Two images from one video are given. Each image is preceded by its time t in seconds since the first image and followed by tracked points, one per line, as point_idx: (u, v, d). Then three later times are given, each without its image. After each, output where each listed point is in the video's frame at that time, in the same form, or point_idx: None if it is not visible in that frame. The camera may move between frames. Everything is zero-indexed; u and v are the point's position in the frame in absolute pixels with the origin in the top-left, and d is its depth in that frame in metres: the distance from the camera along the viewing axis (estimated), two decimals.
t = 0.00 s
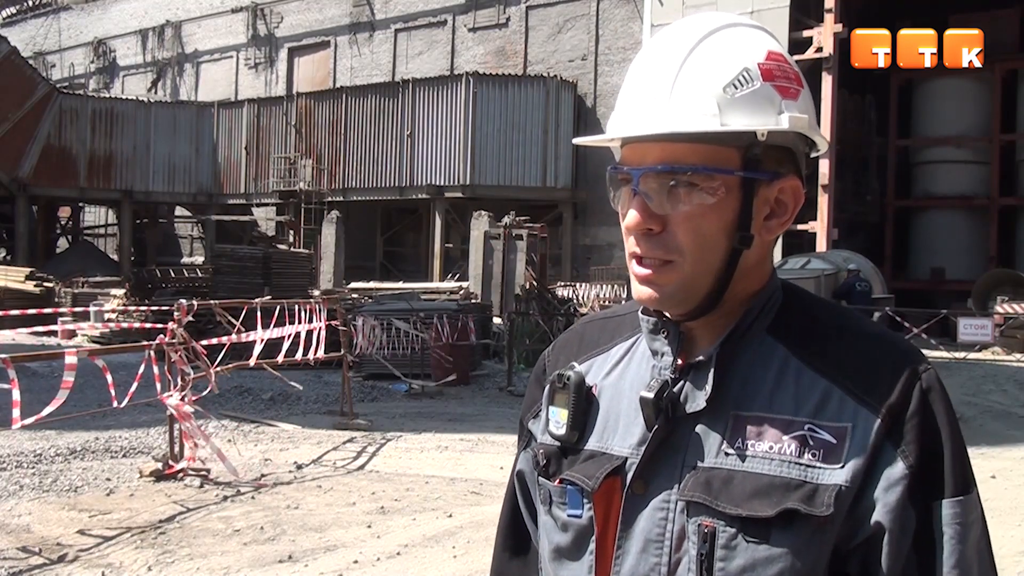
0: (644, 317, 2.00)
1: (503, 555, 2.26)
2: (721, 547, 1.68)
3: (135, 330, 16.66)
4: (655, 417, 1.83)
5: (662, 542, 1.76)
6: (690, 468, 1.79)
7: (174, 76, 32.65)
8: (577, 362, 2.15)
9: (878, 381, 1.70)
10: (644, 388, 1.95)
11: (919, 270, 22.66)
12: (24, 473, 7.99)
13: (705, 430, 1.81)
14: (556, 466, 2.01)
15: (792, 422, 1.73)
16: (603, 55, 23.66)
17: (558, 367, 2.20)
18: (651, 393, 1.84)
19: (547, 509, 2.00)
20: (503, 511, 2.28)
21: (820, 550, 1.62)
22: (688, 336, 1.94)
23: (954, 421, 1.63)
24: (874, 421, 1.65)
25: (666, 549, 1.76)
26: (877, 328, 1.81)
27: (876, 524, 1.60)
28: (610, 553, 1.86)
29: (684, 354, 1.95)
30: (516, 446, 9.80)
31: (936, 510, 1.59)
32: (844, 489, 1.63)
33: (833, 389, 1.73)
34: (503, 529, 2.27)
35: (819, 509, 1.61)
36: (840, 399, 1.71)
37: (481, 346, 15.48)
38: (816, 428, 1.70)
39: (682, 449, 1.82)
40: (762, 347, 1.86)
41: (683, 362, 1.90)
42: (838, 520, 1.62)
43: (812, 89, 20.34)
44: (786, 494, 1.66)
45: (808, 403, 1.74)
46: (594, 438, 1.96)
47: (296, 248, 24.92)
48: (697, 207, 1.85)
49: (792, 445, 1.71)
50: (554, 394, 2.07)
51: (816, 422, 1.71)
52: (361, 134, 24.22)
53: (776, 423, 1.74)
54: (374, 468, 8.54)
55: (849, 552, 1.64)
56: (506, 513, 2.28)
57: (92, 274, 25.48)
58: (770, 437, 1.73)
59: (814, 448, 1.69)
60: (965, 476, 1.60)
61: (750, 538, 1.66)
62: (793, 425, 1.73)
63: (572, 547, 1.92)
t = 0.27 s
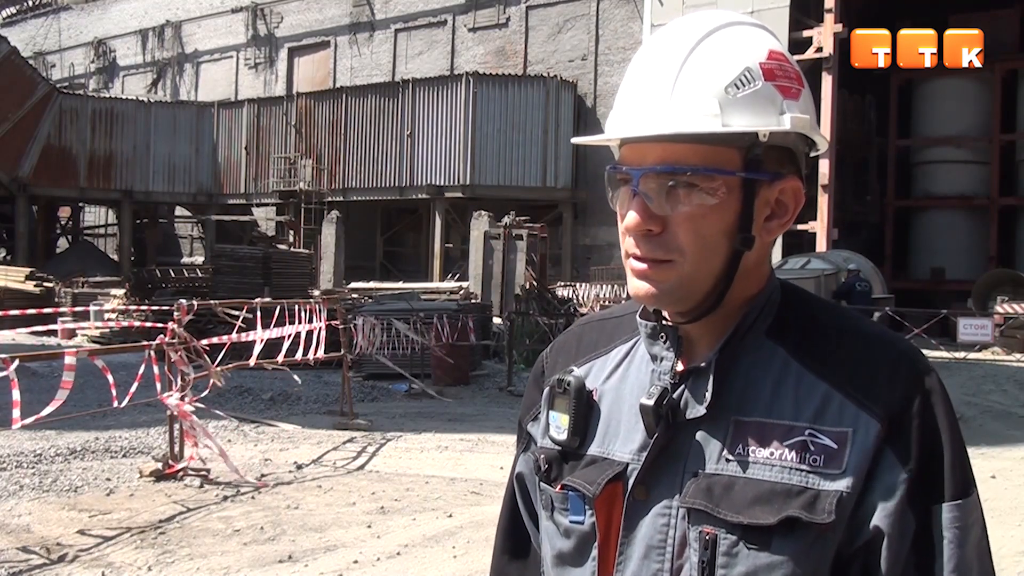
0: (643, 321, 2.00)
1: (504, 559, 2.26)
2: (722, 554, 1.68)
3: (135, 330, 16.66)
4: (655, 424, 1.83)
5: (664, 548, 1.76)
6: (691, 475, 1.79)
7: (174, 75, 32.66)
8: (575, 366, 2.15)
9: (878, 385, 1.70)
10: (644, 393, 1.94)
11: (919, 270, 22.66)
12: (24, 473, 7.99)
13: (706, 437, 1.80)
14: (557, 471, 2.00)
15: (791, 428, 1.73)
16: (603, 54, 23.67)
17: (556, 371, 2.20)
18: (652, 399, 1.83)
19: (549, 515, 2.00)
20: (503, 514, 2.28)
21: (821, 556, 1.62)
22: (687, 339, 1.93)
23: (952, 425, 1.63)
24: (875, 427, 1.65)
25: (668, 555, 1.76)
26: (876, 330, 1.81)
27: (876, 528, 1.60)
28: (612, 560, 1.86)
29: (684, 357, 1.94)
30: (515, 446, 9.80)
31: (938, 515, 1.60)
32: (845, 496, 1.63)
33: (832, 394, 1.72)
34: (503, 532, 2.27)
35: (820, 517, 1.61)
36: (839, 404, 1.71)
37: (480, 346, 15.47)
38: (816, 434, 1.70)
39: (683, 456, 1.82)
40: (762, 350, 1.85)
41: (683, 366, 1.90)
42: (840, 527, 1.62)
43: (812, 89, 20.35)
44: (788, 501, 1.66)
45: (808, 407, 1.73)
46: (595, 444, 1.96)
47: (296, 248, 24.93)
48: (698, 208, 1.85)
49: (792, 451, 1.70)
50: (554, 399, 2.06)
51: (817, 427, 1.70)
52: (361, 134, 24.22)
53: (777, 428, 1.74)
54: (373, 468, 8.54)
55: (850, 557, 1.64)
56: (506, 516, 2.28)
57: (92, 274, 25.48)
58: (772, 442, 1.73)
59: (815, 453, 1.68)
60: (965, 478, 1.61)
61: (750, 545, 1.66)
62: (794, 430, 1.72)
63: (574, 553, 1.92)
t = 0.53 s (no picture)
0: (644, 323, 1.99)
1: (505, 562, 2.26)
2: (723, 559, 1.68)
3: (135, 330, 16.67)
4: (657, 427, 1.83)
5: (665, 552, 1.76)
6: (692, 480, 1.79)
7: (174, 75, 32.66)
8: (576, 368, 2.14)
9: (879, 389, 1.70)
10: (646, 396, 1.94)
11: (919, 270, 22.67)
12: (24, 473, 7.99)
13: (706, 441, 1.80)
14: (558, 473, 2.00)
15: (794, 432, 1.72)
16: (603, 55, 23.68)
17: (557, 372, 2.20)
18: (652, 402, 1.83)
19: (550, 517, 2.00)
20: (504, 516, 2.28)
21: (822, 560, 1.62)
22: (688, 341, 1.94)
23: (953, 431, 1.66)
24: (876, 431, 1.66)
25: (669, 559, 1.76)
26: (878, 332, 1.81)
27: (876, 533, 1.60)
28: (614, 564, 1.86)
29: (686, 358, 1.94)
30: (515, 446, 9.80)
31: (938, 519, 1.63)
32: (847, 500, 1.63)
33: (834, 398, 1.72)
34: (504, 535, 2.27)
35: (821, 522, 1.61)
36: (841, 409, 1.71)
37: (480, 346, 15.47)
38: (818, 439, 1.69)
39: (685, 460, 1.82)
40: (762, 353, 1.85)
41: (686, 368, 1.89)
42: (841, 532, 1.62)
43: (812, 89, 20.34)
44: (789, 505, 1.66)
45: (809, 411, 1.73)
46: (596, 446, 1.96)
47: (296, 248, 24.95)
48: (701, 209, 1.84)
49: (795, 456, 1.70)
50: (555, 401, 2.06)
51: (819, 432, 1.70)
52: (361, 135, 24.22)
53: (779, 433, 1.74)
54: (373, 468, 8.54)
55: (851, 561, 1.65)
56: (508, 519, 2.27)
57: (92, 274, 25.48)
58: (774, 446, 1.73)
59: (817, 458, 1.68)
60: (962, 483, 1.64)
61: (752, 550, 1.66)
62: (795, 435, 1.72)
63: (575, 556, 1.92)
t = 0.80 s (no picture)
0: (645, 324, 2.00)
1: (506, 564, 2.26)
2: (724, 559, 1.68)
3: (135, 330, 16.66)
4: (657, 427, 1.83)
5: (665, 552, 1.76)
6: (692, 479, 1.79)
7: (173, 76, 32.67)
8: (577, 370, 2.14)
9: (880, 389, 1.70)
10: (646, 396, 1.94)
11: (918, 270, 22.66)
12: (24, 473, 7.99)
13: (706, 441, 1.80)
14: (559, 474, 2.00)
15: (794, 432, 1.72)
16: (603, 54, 23.69)
17: (558, 373, 2.19)
18: (653, 402, 1.83)
19: (550, 518, 2.00)
20: (505, 518, 2.28)
21: (823, 559, 1.62)
22: (688, 341, 1.94)
23: (955, 431, 1.67)
24: (876, 431, 1.65)
25: (669, 559, 1.75)
26: (878, 333, 1.81)
27: (877, 533, 1.60)
28: (614, 563, 1.86)
29: (686, 358, 1.94)
30: (516, 446, 9.80)
31: (939, 519, 1.64)
32: (847, 500, 1.63)
33: (834, 398, 1.72)
34: (505, 537, 2.27)
35: (821, 522, 1.61)
36: (841, 409, 1.71)
37: (481, 346, 15.46)
38: (819, 439, 1.69)
39: (684, 460, 1.82)
40: (763, 354, 1.85)
41: (687, 369, 1.90)
42: (841, 532, 1.62)
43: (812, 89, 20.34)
44: (789, 505, 1.66)
45: (810, 412, 1.73)
46: (597, 447, 1.96)
47: (296, 248, 24.96)
48: (707, 209, 1.84)
49: (795, 456, 1.70)
50: (557, 403, 2.06)
51: (819, 432, 1.70)
52: (361, 135, 24.22)
53: (779, 433, 1.74)
54: (374, 468, 8.54)
55: (851, 562, 1.64)
56: (509, 520, 2.27)
57: (92, 274, 25.49)
58: (773, 446, 1.73)
59: (817, 458, 1.68)
60: (964, 482, 1.65)
61: (752, 550, 1.66)
62: (796, 435, 1.72)
63: (576, 556, 1.92)
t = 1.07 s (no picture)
0: (645, 325, 2.00)
1: (506, 564, 2.26)
2: (724, 559, 1.68)
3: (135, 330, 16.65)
4: (657, 428, 1.83)
5: (665, 552, 1.76)
6: (691, 480, 1.79)
7: (174, 76, 32.66)
8: (577, 371, 2.14)
9: (879, 390, 1.70)
10: (647, 397, 1.95)
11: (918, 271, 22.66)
12: (24, 473, 7.99)
13: (707, 442, 1.80)
14: (559, 475, 2.00)
15: (793, 433, 1.72)
16: (604, 54, 23.70)
17: (558, 375, 2.19)
18: (653, 404, 1.83)
19: (550, 519, 2.00)
20: (504, 518, 2.28)
21: (823, 560, 1.62)
22: (689, 342, 1.94)
23: (954, 432, 1.68)
24: (876, 432, 1.66)
25: (668, 560, 1.75)
26: (876, 332, 1.81)
27: (878, 535, 1.60)
28: (613, 563, 1.86)
29: (688, 357, 1.95)
30: (515, 446, 9.80)
31: (939, 520, 1.65)
32: (847, 501, 1.63)
33: (834, 399, 1.72)
34: (505, 538, 2.27)
35: (821, 523, 1.61)
36: (841, 410, 1.70)
37: (481, 346, 15.45)
38: (818, 440, 1.69)
39: (684, 460, 1.82)
40: (763, 354, 1.85)
41: (690, 370, 1.90)
42: (841, 533, 1.62)
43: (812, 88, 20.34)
44: (789, 506, 1.66)
45: (809, 412, 1.73)
46: (597, 448, 1.96)
47: (296, 248, 24.97)
48: (724, 212, 1.84)
49: (795, 456, 1.70)
50: (556, 404, 2.06)
51: (819, 433, 1.70)
52: (361, 135, 24.23)
53: (778, 434, 1.74)
54: (374, 468, 8.54)
55: (850, 562, 1.65)
56: (508, 521, 2.27)
57: (92, 274, 25.50)
58: (773, 448, 1.72)
59: (817, 459, 1.68)
60: (965, 482, 1.67)
61: (751, 551, 1.66)
62: (795, 436, 1.72)
63: (576, 557, 1.92)
